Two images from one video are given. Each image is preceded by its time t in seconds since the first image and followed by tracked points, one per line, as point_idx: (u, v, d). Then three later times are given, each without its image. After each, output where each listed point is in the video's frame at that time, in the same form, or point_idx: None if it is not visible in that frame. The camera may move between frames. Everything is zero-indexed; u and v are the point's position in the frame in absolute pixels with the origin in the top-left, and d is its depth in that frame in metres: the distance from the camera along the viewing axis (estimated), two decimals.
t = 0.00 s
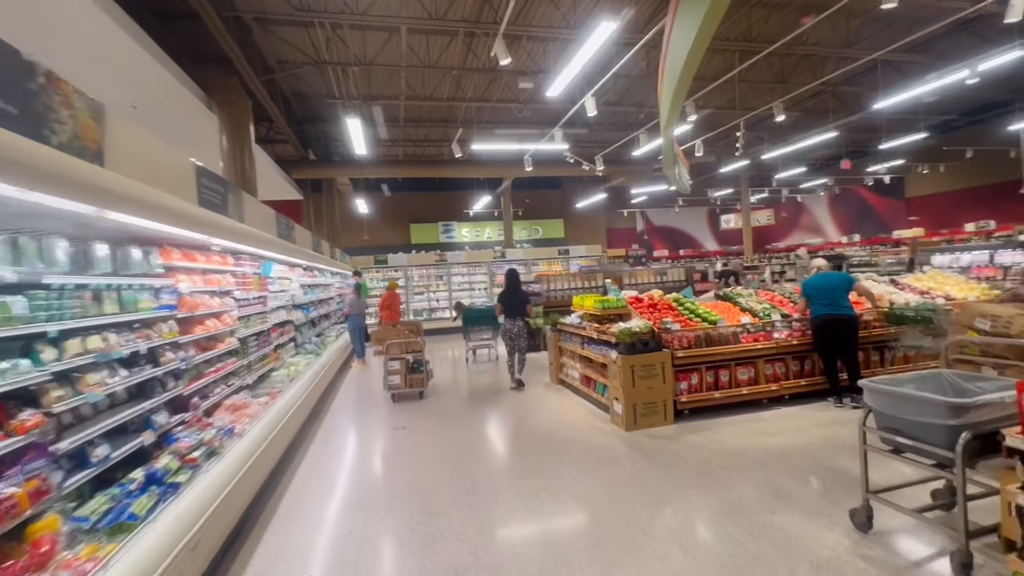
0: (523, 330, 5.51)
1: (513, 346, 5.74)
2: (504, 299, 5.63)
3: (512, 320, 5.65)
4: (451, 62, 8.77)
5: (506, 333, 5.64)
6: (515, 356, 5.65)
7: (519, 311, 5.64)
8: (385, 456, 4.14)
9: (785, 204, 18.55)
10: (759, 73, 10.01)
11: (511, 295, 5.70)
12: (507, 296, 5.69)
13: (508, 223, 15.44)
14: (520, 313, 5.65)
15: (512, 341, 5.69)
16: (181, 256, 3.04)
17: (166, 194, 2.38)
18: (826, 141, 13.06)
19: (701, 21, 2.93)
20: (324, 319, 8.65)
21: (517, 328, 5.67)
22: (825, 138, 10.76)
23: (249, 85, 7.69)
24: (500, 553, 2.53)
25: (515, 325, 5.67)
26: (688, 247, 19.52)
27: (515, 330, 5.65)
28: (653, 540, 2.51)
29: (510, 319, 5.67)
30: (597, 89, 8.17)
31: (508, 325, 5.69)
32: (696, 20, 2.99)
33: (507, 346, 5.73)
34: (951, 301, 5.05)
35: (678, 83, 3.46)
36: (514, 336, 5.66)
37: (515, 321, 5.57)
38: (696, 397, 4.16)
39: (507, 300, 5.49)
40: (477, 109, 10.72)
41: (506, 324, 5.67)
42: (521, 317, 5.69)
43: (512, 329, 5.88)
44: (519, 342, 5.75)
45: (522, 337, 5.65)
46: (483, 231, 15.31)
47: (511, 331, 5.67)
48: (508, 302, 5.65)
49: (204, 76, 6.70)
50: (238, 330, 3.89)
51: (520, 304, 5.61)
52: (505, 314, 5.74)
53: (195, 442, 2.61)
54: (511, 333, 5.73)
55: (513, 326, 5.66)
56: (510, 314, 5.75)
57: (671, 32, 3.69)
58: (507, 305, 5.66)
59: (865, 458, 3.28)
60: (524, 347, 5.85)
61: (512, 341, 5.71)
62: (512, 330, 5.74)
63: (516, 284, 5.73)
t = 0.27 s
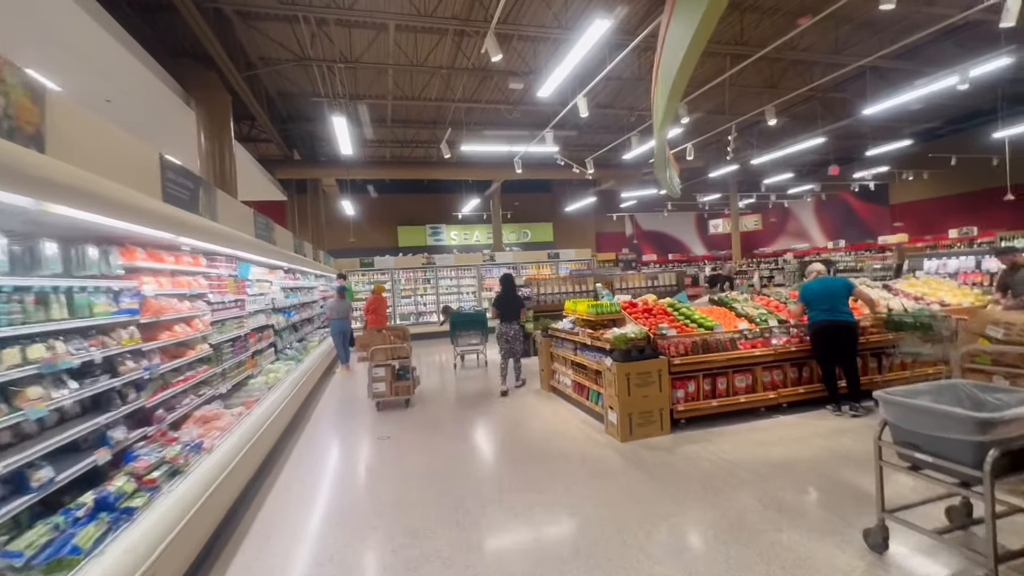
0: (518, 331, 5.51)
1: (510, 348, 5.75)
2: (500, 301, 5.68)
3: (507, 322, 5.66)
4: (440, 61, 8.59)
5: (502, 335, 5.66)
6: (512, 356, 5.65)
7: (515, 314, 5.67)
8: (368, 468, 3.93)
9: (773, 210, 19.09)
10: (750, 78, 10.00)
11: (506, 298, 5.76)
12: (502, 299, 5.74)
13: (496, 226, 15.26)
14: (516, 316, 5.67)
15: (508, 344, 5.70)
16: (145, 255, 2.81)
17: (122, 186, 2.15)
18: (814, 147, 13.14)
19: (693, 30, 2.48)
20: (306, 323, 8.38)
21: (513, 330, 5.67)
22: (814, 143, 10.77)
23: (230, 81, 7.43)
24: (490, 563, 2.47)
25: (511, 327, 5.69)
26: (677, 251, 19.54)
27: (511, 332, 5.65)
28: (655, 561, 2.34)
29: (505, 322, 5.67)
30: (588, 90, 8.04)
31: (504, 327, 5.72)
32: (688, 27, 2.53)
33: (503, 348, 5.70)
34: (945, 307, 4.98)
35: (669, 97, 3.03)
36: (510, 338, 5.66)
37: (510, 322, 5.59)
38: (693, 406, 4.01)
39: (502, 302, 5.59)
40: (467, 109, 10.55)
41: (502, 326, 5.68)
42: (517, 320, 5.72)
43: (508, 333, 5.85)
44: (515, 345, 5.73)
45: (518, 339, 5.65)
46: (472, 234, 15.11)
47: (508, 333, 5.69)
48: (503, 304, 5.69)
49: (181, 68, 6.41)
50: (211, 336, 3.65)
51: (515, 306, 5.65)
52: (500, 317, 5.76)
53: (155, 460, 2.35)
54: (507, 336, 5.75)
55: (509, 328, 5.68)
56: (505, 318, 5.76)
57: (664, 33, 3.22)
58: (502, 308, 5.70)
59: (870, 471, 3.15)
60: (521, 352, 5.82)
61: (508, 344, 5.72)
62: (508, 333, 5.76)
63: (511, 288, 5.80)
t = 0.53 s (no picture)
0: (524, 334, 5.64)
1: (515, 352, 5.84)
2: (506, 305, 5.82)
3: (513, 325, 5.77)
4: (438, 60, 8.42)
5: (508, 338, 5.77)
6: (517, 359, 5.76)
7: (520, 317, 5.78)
8: (362, 479, 3.72)
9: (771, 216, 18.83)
10: (751, 81, 9.91)
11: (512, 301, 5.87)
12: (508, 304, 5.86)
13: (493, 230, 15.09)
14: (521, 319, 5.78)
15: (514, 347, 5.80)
16: (121, 254, 2.61)
17: (92, 176, 1.95)
18: (813, 152, 13.08)
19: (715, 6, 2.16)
20: (299, 327, 8.15)
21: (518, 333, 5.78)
22: (815, 147, 10.68)
23: (222, 79, 7.24)
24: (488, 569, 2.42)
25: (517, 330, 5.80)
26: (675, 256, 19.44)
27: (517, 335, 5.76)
28: None
29: (511, 325, 5.79)
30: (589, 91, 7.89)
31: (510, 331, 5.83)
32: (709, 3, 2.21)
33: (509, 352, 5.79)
34: (959, 313, 4.83)
35: (680, 87, 2.72)
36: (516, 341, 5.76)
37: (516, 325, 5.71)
38: (703, 416, 3.82)
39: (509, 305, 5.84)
40: (465, 111, 10.40)
41: (508, 330, 5.80)
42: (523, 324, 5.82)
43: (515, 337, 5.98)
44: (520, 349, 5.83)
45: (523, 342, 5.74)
46: (469, 238, 14.94)
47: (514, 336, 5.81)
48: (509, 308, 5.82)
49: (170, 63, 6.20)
50: (195, 343, 3.44)
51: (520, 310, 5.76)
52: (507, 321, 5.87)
53: (125, 480, 2.14)
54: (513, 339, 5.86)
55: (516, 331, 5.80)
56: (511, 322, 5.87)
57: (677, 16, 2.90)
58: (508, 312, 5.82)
59: (895, 487, 2.97)
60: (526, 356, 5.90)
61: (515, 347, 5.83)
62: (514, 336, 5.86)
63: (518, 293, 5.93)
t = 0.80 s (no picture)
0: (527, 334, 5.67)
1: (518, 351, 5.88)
2: (509, 305, 5.84)
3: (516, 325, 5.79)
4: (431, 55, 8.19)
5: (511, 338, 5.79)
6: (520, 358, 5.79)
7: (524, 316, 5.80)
8: (350, 491, 3.48)
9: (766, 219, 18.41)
10: (749, 79, 9.79)
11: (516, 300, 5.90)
12: (511, 303, 5.88)
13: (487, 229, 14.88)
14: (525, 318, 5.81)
15: (516, 347, 5.83)
16: (82, 251, 2.37)
17: (41, 163, 1.73)
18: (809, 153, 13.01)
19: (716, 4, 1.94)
20: (286, 328, 7.88)
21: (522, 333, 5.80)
22: (812, 147, 10.59)
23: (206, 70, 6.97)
24: None
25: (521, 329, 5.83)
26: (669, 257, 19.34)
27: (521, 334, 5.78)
28: None
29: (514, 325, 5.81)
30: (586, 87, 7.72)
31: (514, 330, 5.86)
32: None
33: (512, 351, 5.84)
34: (965, 315, 4.71)
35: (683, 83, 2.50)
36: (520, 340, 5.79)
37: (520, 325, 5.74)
38: (709, 423, 3.66)
39: (512, 304, 5.90)
40: (459, 107, 10.19)
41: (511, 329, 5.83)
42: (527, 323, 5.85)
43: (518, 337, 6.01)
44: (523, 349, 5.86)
45: (526, 342, 5.77)
46: (462, 237, 14.72)
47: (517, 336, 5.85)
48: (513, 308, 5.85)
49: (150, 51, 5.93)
50: (169, 346, 3.21)
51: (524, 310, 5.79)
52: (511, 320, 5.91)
53: (78, 503, 1.91)
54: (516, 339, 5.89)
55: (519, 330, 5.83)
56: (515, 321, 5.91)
57: (677, 6, 2.66)
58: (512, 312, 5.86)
59: (913, 501, 2.81)
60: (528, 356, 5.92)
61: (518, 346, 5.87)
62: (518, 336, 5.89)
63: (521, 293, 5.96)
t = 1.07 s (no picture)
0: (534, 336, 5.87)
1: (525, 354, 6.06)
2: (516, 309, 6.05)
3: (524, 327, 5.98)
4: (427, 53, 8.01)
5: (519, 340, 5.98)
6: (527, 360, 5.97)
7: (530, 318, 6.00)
8: (336, 506, 3.26)
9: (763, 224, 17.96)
10: (749, 82, 9.68)
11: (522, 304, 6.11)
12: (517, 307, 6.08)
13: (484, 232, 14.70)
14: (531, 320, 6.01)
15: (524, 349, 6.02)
16: (38, 247, 2.16)
17: None
18: (808, 156, 12.92)
19: (719, 3, 1.84)
20: (276, 333, 7.65)
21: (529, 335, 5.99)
22: (812, 150, 10.49)
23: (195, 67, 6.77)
24: None
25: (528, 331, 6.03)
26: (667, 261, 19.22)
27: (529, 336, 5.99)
28: None
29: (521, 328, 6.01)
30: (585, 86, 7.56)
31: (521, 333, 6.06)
32: None
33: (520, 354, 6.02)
34: (978, 321, 4.55)
35: (685, 80, 2.38)
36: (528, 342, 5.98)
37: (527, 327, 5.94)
38: (717, 434, 3.47)
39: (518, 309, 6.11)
40: (455, 107, 10.01)
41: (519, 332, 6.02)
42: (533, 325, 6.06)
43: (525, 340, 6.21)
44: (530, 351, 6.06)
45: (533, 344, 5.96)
46: (458, 240, 14.53)
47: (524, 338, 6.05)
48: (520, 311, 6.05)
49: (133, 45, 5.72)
50: (142, 353, 3.00)
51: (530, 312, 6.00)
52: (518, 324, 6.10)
53: (20, 531, 1.69)
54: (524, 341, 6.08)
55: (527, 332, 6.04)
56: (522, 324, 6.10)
57: None
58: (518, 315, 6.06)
59: (938, 519, 2.63)
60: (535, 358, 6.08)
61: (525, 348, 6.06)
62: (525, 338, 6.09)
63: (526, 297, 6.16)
